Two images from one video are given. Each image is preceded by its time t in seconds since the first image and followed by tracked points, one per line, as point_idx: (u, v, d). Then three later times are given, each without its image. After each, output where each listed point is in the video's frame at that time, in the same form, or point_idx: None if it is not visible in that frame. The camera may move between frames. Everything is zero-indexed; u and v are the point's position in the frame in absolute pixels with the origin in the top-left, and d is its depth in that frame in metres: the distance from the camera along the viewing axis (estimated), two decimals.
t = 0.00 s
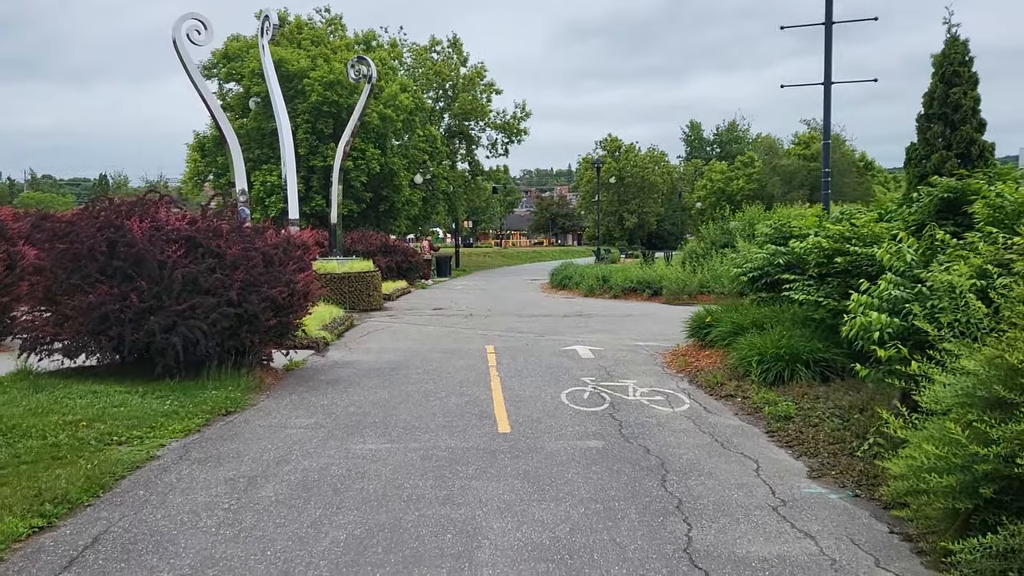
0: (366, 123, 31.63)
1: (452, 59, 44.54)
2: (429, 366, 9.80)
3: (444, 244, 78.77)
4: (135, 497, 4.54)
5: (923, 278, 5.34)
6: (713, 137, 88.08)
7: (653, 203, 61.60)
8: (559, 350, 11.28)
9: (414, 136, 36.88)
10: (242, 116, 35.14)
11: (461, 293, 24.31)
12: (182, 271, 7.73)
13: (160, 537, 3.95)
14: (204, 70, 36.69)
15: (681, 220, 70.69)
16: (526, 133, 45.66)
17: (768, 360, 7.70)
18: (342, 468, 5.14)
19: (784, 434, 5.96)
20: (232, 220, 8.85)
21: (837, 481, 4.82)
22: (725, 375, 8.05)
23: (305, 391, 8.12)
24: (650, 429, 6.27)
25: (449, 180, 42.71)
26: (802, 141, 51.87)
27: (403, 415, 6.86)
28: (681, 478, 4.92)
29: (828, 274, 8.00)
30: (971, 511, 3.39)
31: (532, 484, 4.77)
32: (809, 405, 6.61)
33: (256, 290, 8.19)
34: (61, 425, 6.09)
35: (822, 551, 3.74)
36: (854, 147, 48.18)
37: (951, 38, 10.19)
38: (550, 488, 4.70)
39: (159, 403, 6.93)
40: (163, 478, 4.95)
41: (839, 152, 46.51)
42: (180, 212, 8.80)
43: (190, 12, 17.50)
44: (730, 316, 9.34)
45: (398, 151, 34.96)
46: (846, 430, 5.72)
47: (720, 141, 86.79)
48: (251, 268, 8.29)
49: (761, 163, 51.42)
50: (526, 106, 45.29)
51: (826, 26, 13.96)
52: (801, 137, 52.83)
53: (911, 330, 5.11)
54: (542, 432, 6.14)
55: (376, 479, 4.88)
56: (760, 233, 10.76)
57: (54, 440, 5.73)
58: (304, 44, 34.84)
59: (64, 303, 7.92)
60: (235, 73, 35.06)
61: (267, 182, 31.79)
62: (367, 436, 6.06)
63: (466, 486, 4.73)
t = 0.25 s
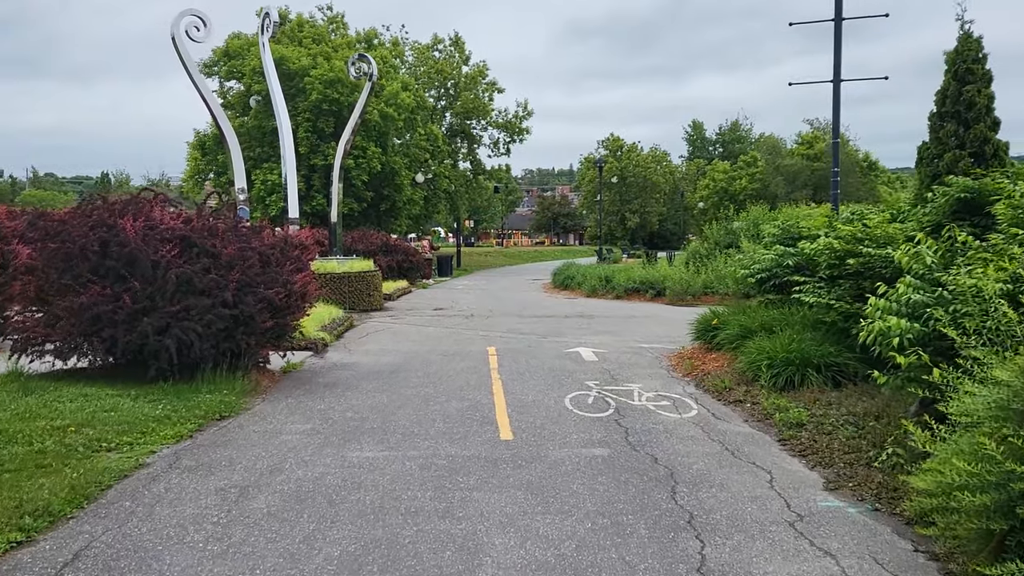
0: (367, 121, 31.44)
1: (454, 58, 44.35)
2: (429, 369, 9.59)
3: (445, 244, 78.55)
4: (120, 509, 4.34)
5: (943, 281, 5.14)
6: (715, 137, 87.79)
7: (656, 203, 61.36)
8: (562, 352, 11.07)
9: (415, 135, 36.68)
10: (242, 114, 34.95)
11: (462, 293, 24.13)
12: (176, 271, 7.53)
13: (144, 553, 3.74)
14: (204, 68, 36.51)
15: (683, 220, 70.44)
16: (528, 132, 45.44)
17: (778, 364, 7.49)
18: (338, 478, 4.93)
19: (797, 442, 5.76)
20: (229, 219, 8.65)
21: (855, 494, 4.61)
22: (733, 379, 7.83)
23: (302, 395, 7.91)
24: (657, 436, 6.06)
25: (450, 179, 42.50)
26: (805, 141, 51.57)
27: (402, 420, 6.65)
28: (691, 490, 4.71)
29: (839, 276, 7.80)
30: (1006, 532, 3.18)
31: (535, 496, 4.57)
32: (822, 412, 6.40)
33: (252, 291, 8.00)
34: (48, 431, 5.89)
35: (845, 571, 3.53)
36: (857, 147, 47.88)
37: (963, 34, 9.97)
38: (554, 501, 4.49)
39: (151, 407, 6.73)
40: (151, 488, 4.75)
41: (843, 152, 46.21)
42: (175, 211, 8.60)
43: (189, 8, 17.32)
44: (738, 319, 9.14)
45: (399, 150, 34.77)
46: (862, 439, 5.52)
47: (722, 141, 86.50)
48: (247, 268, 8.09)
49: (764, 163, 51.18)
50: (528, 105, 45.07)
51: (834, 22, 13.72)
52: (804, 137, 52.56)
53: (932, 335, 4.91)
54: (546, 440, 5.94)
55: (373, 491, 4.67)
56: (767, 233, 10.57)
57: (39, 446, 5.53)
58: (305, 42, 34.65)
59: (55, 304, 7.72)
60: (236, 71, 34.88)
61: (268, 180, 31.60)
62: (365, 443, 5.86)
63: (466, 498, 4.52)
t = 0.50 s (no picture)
0: (367, 120, 31.18)
1: (454, 56, 44.10)
2: (429, 370, 9.32)
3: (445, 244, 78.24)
4: (98, 522, 4.08)
5: (971, 280, 4.87)
6: (716, 137, 87.53)
7: (656, 203, 61.13)
8: (565, 353, 10.80)
9: (415, 134, 36.43)
10: (241, 112, 34.70)
11: (462, 293, 23.87)
12: (167, 269, 7.26)
13: (121, 572, 3.48)
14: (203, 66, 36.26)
15: (684, 220, 70.15)
16: (529, 131, 45.19)
17: (790, 366, 7.22)
18: (332, 488, 4.67)
19: (814, 449, 5.49)
20: (222, 216, 8.38)
21: (880, 506, 4.35)
22: (743, 382, 7.56)
23: (297, 398, 7.64)
24: (666, 442, 5.79)
25: (450, 178, 42.23)
26: (807, 141, 51.29)
27: (401, 425, 6.39)
28: (706, 501, 4.45)
29: (853, 275, 7.54)
30: None
31: (541, 508, 4.31)
32: (838, 417, 6.14)
33: (246, 290, 7.73)
34: (30, 436, 5.62)
35: None
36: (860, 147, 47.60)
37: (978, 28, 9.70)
38: (561, 513, 4.23)
39: (139, 411, 6.46)
40: (133, 499, 4.49)
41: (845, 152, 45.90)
42: (167, 208, 8.34)
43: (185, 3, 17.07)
44: (747, 319, 8.88)
45: (399, 149, 34.51)
46: (882, 446, 5.26)
47: (723, 141, 86.20)
48: (241, 267, 7.83)
49: (765, 163, 50.99)
50: (529, 104, 44.81)
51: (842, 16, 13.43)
52: (806, 137, 52.33)
53: (959, 337, 4.66)
54: (551, 446, 5.68)
55: (368, 502, 4.40)
56: (775, 231, 10.31)
57: (19, 452, 5.26)
58: (304, 40, 34.40)
59: (42, 303, 7.45)
60: (234, 69, 34.63)
61: (266, 179, 31.35)
62: (361, 449, 5.60)
63: (468, 510, 4.26)
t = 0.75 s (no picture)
0: (366, 119, 30.96)
1: (454, 56, 43.87)
2: (427, 376, 9.09)
3: (445, 244, 77.95)
4: (77, 543, 3.86)
5: (994, 287, 4.65)
6: (717, 138, 87.24)
7: (657, 204, 60.91)
8: (567, 358, 10.57)
9: (415, 134, 36.19)
10: (240, 112, 34.47)
11: (462, 294, 23.63)
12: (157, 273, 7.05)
13: None
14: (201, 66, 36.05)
15: (685, 221, 69.89)
16: (529, 131, 44.97)
17: (800, 373, 7.00)
18: (325, 505, 4.44)
19: (826, 462, 5.27)
20: (215, 217, 8.16)
21: (900, 524, 4.13)
22: (752, 389, 7.32)
23: (292, 406, 7.42)
24: (673, 454, 5.57)
25: (450, 178, 41.98)
26: (808, 141, 51.03)
27: (398, 435, 6.17)
28: (717, 519, 4.24)
29: (864, 279, 7.33)
30: None
31: (544, 527, 4.09)
32: (850, 427, 5.92)
33: (239, 294, 7.51)
34: (11, 447, 5.40)
35: None
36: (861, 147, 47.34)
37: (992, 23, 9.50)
38: (565, 533, 4.02)
39: (127, 421, 6.24)
40: (115, 517, 4.26)
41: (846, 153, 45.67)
42: (159, 209, 8.13)
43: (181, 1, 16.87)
44: (753, 324, 8.66)
45: (398, 149, 34.28)
46: (900, 459, 5.04)
47: (724, 142, 85.93)
48: (234, 270, 7.63)
49: (766, 163, 50.76)
50: (529, 104, 44.57)
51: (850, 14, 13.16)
52: (807, 137, 52.10)
53: (981, 346, 4.45)
54: (554, 458, 5.46)
55: (362, 521, 4.19)
56: (781, 233, 10.08)
57: None
58: (303, 39, 34.18)
59: (29, 308, 7.24)
60: (233, 69, 34.41)
61: (265, 179, 31.12)
62: (357, 462, 5.37)
63: (467, 530, 4.04)
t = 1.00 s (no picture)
0: (364, 117, 30.70)
1: (453, 54, 43.61)
2: (423, 378, 8.84)
3: (443, 244, 77.66)
4: (42, 559, 3.61)
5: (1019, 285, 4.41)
6: (716, 137, 86.95)
7: (656, 203, 60.67)
8: (567, 358, 10.32)
9: (413, 132, 35.93)
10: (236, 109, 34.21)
11: (460, 294, 23.39)
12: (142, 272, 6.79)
13: None
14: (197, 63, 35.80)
15: (684, 220, 69.63)
16: (528, 130, 44.71)
17: (808, 375, 6.75)
18: (310, 517, 4.20)
19: (839, 469, 5.03)
20: (203, 214, 7.91)
21: (921, 537, 3.89)
22: (757, 392, 7.07)
23: (282, 409, 7.16)
24: (678, 460, 5.31)
25: (449, 177, 41.72)
26: (808, 140, 50.79)
27: (391, 440, 5.92)
28: (727, 531, 3.99)
29: (874, 278, 7.08)
30: None
31: (542, 541, 3.84)
32: (862, 431, 5.67)
33: (227, 294, 7.26)
34: None
35: None
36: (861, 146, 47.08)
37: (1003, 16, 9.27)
38: (565, 547, 3.77)
39: (108, 425, 5.99)
40: (87, 530, 4.02)
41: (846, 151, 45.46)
42: (145, 206, 7.87)
43: None
44: (758, 324, 8.41)
45: (396, 147, 34.02)
46: (917, 466, 4.80)
47: (723, 141, 85.64)
48: (222, 269, 7.37)
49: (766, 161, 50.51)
50: (528, 102, 44.30)
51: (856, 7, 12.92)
52: (807, 136, 51.86)
53: (1006, 347, 4.21)
54: (554, 465, 5.21)
55: (350, 534, 3.93)
56: (785, 231, 9.83)
57: None
58: (300, 36, 33.92)
59: (9, 308, 6.98)
60: (229, 66, 34.14)
61: (261, 177, 30.86)
62: (346, 469, 5.12)
63: (461, 544, 3.79)
